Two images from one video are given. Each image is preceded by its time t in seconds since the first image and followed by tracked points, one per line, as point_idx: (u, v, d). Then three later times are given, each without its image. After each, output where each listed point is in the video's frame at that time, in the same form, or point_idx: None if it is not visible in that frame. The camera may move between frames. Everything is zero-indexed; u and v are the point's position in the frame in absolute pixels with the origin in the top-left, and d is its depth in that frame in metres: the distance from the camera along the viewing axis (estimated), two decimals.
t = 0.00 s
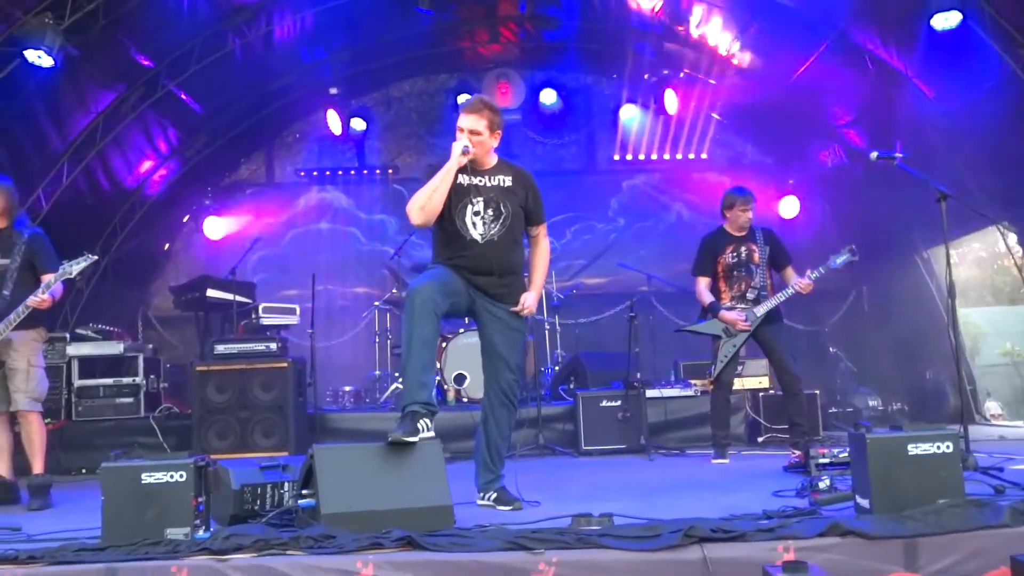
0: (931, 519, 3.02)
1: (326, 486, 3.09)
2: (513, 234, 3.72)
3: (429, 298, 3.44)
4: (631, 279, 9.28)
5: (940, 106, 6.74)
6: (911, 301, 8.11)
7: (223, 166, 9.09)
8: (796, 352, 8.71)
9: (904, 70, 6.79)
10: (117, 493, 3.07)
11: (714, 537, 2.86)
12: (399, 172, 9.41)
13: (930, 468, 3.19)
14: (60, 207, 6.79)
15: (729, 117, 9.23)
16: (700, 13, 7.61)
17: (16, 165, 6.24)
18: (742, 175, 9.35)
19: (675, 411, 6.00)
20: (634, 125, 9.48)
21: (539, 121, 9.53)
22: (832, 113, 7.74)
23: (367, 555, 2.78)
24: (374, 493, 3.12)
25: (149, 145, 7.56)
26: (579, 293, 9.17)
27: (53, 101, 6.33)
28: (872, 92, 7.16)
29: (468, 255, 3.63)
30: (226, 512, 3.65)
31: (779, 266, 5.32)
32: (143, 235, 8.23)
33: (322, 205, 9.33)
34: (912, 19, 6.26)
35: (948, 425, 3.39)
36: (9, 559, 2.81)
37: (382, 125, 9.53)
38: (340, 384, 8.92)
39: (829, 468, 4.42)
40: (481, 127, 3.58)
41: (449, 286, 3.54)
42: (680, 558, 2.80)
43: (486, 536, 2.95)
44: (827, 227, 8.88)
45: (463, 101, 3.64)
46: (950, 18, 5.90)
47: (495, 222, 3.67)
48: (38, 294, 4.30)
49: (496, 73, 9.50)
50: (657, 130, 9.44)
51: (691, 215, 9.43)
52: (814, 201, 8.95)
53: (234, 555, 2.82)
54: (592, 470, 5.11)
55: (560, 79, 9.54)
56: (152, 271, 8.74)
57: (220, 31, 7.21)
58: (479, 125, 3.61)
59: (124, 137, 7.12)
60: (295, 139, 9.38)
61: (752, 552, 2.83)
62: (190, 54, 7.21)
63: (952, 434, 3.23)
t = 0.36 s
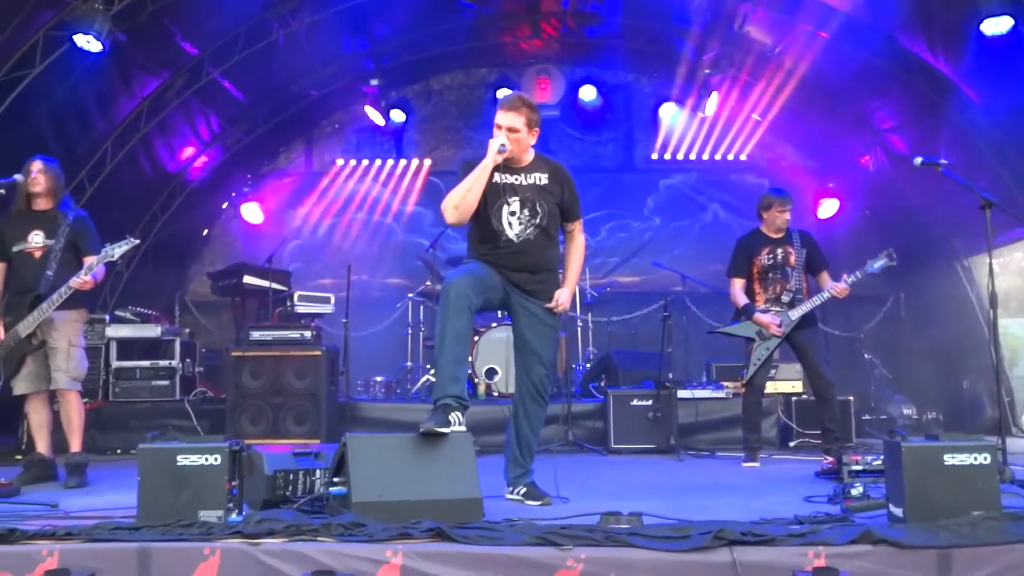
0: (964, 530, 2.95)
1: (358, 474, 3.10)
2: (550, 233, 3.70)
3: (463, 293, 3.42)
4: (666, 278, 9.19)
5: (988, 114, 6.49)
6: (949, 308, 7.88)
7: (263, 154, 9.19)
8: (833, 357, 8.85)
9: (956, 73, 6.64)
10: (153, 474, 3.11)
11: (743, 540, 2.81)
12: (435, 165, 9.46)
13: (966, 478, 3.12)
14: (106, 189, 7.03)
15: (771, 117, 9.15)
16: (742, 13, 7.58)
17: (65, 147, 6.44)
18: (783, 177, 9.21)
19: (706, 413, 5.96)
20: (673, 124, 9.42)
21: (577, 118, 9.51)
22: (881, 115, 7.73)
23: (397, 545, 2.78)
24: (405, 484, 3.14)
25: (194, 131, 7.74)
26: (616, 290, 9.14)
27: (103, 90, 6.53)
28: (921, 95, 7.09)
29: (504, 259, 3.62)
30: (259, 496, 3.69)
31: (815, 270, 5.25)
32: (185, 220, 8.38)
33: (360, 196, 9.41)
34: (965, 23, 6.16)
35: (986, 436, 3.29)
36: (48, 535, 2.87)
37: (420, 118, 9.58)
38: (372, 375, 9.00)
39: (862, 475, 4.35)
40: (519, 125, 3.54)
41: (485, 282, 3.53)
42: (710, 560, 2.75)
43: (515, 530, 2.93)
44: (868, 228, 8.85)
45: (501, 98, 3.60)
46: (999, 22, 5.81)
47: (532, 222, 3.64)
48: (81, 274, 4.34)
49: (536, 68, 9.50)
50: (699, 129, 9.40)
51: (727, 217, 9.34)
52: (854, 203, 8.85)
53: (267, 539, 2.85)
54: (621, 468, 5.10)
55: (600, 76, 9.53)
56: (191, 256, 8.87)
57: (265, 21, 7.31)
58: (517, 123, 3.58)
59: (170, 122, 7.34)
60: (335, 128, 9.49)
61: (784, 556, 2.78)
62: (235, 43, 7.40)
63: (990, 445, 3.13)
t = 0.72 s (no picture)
0: (992, 533, 2.86)
1: (382, 468, 3.11)
2: (573, 227, 3.66)
3: (489, 288, 3.38)
4: (689, 277, 9.24)
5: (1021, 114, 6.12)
6: (976, 307, 7.67)
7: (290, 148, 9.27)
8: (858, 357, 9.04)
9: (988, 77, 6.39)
10: (179, 464, 3.13)
11: (767, 540, 2.76)
12: (461, 161, 9.50)
13: (995, 482, 3.03)
14: (134, 180, 7.13)
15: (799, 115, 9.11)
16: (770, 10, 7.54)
17: (96, 140, 6.56)
18: (810, 175, 9.29)
19: (730, 412, 5.94)
20: (701, 122, 9.45)
21: (604, 115, 9.52)
22: (914, 112, 7.61)
23: (420, 538, 2.79)
24: (429, 478, 3.13)
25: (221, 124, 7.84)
26: (639, 288, 9.19)
27: (134, 79, 6.59)
28: (952, 92, 6.96)
29: (528, 248, 3.57)
30: (282, 488, 3.64)
31: (844, 269, 5.17)
32: (212, 212, 8.47)
33: (386, 190, 9.47)
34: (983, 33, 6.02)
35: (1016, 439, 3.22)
36: (76, 522, 2.90)
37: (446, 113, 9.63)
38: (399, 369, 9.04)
39: (887, 476, 4.20)
40: (548, 111, 3.51)
41: (510, 277, 3.49)
42: (734, 560, 2.71)
43: (537, 526, 2.91)
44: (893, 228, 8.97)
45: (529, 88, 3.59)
46: None
47: (556, 213, 3.60)
48: (110, 266, 4.38)
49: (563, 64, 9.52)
50: (727, 126, 9.41)
51: (755, 215, 9.36)
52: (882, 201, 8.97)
53: (291, 530, 2.86)
54: (644, 465, 5.10)
55: (627, 72, 9.57)
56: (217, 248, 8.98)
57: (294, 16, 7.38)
58: (545, 109, 3.54)
59: (198, 115, 7.46)
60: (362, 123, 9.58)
61: (808, 557, 2.72)
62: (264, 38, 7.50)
63: (1020, 448, 3.05)
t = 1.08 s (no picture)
0: (1017, 530, 2.79)
1: (402, 463, 3.11)
2: (592, 222, 3.65)
3: (511, 285, 3.36)
4: (709, 273, 9.18)
5: None
6: (1002, 304, 7.67)
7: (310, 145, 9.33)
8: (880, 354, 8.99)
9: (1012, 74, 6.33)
10: (201, 458, 3.14)
11: (789, 537, 2.71)
12: (481, 157, 9.53)
13: (1020, 478, 2.96)
14: (155, 177, 7.19)
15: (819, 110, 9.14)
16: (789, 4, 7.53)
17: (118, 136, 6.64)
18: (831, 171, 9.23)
19: (750, 408, 5.91)
20: (721, 116, 9.51)
21: (625, 110, 9.56)
22: (935, 107, 7.54)
23: (440, 533, 2.78)
24: (449, 472, 3.14)
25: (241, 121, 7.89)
26: (658, 284, 9.18)
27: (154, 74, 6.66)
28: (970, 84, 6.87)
29: (548, 243, 3.56)
30: (303, 484, 3.62)
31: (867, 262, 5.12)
32: (231, 208, 8.51)
33: (405, 185, 9.52)
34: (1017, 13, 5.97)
35: None
36: (100, 516, 2.93)
37: (465, 110, 9.67)
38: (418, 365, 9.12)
39: (909, 473, 4.15)
40: (566, 101, 3.48)
41: (531, 273, 3.48)
42: (754, 558, 2.66)
43: (557, 522, 2.89)
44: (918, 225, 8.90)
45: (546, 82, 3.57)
46: None
47: (575, 208, 3.59)
48: (133, 262, 4.40)
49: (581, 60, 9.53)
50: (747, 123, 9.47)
51: (776, 210, 9.32)
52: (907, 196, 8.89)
53: (312, 525, 2.87)
54: (663, 461, 5.09)
55: (646, 67, 9.61)
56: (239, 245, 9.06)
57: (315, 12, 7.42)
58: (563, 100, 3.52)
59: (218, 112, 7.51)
60: (382, 119, 9.63)
61: (829, 554, 2.67)
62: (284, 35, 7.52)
63: None
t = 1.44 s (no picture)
0: None
1: (417, 457, 3.11)
2: (610, 217, 3.64)
3: (529, 283, 3.35)
4: (726, 271, 9.18)
5: None
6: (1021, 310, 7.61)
7: (328, 140, 9.37)
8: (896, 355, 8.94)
9: None
10: (218, 450, 3.16)
11: (804, 536, 2.69)
12: (498, 153, 9.54)
13: None
14: (173, 170, 7.23)
15: (839, 108, 9.06)
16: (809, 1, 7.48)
17: (138, 129, 6.69)
18: (850, 170, 9.20)
19: (765, 407, 5.89)
20: (739, 114, 9.44)
21: (643, 107, 9.53)
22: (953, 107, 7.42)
23: (454, 529, 2.78)
24: (463, 468, 3.13)
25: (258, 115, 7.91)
26: (674, 282, 9.18)
27: (176, 69, 6.68)
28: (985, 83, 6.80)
29: (566, 237, 3.55)
30: (318, 476, 3.61)
31: (884, 265, 5.07)
32: (249, 202, 8.55)
33: (422, 181, 9.55)
34: None
35: None
36: (117, 507, 2.95)
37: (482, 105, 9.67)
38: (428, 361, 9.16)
39: (925, 474, 4.10)
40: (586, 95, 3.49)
41: (549, 271, 3.47)
42: (768, 556, 2.65)
43: (572, 519, 2.88)
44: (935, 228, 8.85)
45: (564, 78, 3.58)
46: None
47: (593, 203, 3.58)
48: (154, 253, 4.45)
49: (600, 56, 9.51)
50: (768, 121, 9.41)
51: (795, 210, 9.32)
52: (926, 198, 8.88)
53: (326, 519, 2.88)
54: (678, 459, 5.08)
55: (665, 64, 9.57)
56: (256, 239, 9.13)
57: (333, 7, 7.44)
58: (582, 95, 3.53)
59: (237, 107, 7.55)
60: (399, 115, 9.65)
61: (844, 553, 2.65)
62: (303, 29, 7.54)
63: None
